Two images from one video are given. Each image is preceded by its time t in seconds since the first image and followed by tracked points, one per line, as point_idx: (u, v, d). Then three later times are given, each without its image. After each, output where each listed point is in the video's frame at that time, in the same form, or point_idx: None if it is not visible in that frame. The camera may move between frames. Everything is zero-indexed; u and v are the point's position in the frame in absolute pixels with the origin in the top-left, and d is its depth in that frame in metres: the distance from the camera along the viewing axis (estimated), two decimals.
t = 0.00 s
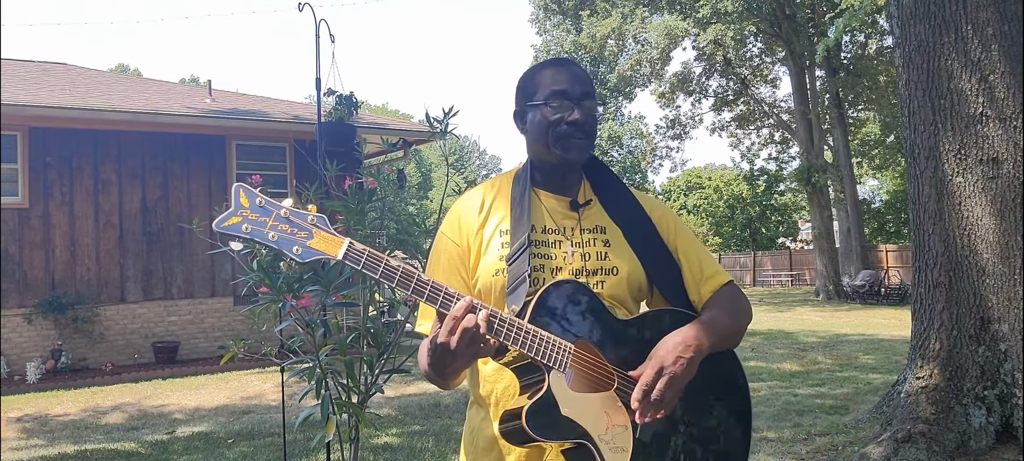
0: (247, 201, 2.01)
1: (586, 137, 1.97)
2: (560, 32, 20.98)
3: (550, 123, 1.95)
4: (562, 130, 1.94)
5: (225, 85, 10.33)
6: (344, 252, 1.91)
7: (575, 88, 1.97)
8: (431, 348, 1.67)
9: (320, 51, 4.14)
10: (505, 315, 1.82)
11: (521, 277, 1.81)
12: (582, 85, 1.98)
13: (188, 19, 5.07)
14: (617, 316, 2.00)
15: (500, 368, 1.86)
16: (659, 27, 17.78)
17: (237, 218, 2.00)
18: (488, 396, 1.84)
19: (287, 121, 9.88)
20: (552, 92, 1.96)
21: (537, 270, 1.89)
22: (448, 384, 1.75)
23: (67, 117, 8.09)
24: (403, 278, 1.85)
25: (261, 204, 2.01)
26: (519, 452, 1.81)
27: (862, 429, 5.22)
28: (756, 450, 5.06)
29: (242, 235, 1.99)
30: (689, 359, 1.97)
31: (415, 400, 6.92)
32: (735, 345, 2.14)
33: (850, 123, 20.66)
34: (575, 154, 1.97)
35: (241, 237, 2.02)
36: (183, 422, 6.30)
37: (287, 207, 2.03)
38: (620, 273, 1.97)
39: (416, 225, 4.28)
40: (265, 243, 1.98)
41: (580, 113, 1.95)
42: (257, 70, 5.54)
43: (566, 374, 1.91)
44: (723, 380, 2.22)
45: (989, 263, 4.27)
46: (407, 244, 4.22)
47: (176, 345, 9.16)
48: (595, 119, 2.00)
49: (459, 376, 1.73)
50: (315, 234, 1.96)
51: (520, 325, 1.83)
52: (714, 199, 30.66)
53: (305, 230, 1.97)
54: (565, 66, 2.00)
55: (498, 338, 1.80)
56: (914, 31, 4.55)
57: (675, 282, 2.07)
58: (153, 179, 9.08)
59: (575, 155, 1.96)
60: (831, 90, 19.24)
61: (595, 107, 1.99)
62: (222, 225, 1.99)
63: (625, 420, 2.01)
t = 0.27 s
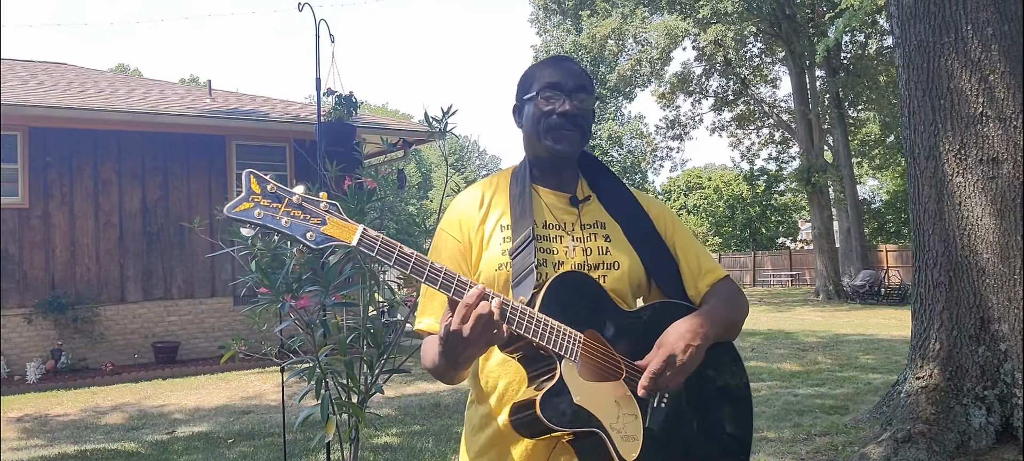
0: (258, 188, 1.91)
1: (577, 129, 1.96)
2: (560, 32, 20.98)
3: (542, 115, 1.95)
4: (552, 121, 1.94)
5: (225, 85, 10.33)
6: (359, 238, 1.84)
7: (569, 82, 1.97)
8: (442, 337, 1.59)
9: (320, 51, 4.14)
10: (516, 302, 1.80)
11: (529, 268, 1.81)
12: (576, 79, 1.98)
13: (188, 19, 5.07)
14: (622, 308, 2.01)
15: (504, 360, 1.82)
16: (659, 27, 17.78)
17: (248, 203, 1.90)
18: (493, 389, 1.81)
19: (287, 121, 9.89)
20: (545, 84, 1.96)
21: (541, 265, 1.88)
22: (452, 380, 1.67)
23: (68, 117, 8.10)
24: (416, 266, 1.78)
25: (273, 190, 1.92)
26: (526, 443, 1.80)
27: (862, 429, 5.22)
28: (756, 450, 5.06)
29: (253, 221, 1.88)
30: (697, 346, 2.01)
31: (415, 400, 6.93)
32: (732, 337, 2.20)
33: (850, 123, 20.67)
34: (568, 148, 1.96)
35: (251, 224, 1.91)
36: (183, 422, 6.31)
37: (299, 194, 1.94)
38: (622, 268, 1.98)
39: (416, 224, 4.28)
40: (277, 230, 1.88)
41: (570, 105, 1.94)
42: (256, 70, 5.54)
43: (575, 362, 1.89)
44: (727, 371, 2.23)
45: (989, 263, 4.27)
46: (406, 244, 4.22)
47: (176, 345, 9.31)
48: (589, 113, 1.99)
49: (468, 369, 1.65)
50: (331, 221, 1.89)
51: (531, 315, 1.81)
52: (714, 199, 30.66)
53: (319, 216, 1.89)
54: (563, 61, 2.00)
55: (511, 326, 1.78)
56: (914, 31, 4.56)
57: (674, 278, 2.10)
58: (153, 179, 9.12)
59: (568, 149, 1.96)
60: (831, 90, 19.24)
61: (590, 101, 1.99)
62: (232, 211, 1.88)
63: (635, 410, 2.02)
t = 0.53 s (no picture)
0: (271, 186, 1.91)
1: (580, 131, 1.96)
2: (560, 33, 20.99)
3: (546, 115, 1.95)
4: (557, 122, 1.94)
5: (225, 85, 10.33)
6: (372, 235, 1.81)
7: (575, 82, 1.97)
8: (454, 332, 1.57)
9: (320, 51, 4.15)
10: (530, 299, 1.78)
11: (538, 267, 1.82)
12: (583, 81, 1.98)
13: (188, 19, 5.08)
14: (630, 305, 2.01)
15: (513, 357, 1.81)
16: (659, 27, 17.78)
17: (261, 202, 1.89)
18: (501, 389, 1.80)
19: (287, 121, 9.88)
20: (550, 84, 1.97)
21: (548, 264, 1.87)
22: (455, 375, 1.65)
23: (68, 117, 8.11)
24: (432, 262, 1.74)
25: (286, 188, 1.92)
26: (535, 442, 1.78)
27: (862, 429, 5.22)
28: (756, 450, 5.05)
29: (267, 218, 1.86)
30: (703, 328, 2.01)
31: (415, 400, 6.92)
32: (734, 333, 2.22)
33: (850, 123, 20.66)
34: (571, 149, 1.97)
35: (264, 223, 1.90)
36: (183, 422, 6.31)
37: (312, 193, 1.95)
38: (627, 267, 1.98)
39: (416, 224, 4.28)
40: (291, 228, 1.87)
41: (575, 106, 1.94)
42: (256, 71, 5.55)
43: (590, 358, 1.88)
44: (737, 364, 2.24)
45: (989, 262, 4.27)
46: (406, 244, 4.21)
47: (175, 346, 9.33)
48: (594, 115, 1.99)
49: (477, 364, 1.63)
50: (344, 218, 1.88)
51: (545, 310, 1.80)
52: (714, 200, 30.66)
53: (333, 213, 1.89)
54: (568, 62, 2.01)
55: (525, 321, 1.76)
56: (914, 31, 4.56)
57: (676, 277, 2.12)
58: (153, 179, 9.13)
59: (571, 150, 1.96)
60: (831, 90, 19.25)
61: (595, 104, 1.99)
62: (246, 209, 1.86)
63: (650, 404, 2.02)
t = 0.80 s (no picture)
0: (284, 194, 1.87)
1: (575, 138, 1.95)
2: (560, 32, 20.99)
3: (540, 123, 1.95)
4: (550, 130, 1.93)
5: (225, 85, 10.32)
6: (388, 247, 1.77)
7: (569, 89, 1.96)
8: (467, 342, 1.53)
9: (320, 51, 4.15)
10: (539, 310, 1.77)
11: (544, 274, 1.81)
12: (577, 88, 1.97)
13: (188, 19, 5.08)
14: (633, 315, 2.03)
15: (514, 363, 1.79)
16: (658, 27, 17.78)
17: (274, 210, 1.86)
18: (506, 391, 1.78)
19: (287, 121, 9.88)
20: (544, 91, 1.96)
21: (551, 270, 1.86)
22: (460, 381, 1.62)
23: (68, 116, 8.11)
24: (445, 273, 1.72)
25: (300, 196, 1.88)
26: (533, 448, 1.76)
27: (862, 429, 5.22)
28: (756, 450, 5.05)
29: (280, 228, 1.84)
30: (709, 348, 2.03)
31: (415, 400, 6.92)
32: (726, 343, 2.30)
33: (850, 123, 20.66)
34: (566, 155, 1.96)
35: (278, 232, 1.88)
36: (183, 422, 6.31)
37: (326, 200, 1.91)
38: (626, 273, 1.99)
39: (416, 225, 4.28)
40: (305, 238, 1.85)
41: (569, 114, 1.94)
42: (256, 71, 5.54)
43: (594, 370, 1.91)
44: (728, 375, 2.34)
45: (989, 262, 4.27)
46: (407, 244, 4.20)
47: (175, 346, 9.19)
48: (588, 122, 1.98)
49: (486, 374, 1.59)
50: (358, 228, 1.84)
51: (553, 321, 1.80)
52: (714, 199, 30.65)
53: (347, 223, 1.86)
54: (566, 67, 2.00)
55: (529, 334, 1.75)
56: (914, 31, 4.56)
57: (673, 282, 2.14)
58: (153, 179, 9.11)
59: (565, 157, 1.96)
60: (831, 90, 19.24)
61: (590, 110, 1.98)
62: (258, 218, 1.83)
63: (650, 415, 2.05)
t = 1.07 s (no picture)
0: (301, 151, 1.91)
1: (573, 143, 1.95)
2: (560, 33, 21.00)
3: (541, 124, 1.95)
4: (550, 133, 1.94)
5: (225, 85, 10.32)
6: (402, 213, 1.80)
7: (575, 95, 1.96)
8: (472, 322, 1.52)
9: (320, 51, 4.14)
10: (542, 296, 1.78)
11: (547, 262, 1.82)
12: (582, 94, 1.97)
13: (188, 19, 5.08)
14: (628, 313, 2.03)
15: (510, 351, 1.80)
16: (659, 27, 17.77)
17: (291, 166, 1.90)
18: (501, 378, 1.79)
19: (287, 121, 9.88)
20: (549, 92, 1.96)
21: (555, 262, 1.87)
22: (461, 362, 1.62)
23: (68, 117, 8.12)
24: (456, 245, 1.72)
25: (316, 154, 1.93)
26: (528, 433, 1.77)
27: (862, 429, 5.23)
28: (756, 450, 5.05)
29: (296, 183, 1.89)
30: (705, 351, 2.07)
31: (415, 400, 6.92)
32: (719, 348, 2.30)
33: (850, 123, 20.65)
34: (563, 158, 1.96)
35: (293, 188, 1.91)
36: (183, 422, 6.31)
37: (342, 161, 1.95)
38: (620, 274, 2.00)
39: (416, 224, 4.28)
40: (320, 196, 1.89)
41: (570, 119, 1.94)
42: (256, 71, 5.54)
43: (593, 358, 1.88)
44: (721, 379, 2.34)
45: (989, 262, 4.28)
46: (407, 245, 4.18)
47: (176, 346, 9.26)
48: (588, 128, 1.98)
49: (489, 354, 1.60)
50: (372, 191, 1.88)
51: (555, 309, 1.79)
52: (714, 199, 30.65)
53: (363, 186, 1.89)
54: (574, 72, 1.99)
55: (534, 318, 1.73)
56: (914, 31, 4.55)
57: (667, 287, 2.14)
58: (153, 179, 9.10)
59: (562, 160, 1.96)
60: (831, 90, 19.23)
61: (592, 119, 1.98)
62: (276, 172, 1.87)
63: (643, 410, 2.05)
